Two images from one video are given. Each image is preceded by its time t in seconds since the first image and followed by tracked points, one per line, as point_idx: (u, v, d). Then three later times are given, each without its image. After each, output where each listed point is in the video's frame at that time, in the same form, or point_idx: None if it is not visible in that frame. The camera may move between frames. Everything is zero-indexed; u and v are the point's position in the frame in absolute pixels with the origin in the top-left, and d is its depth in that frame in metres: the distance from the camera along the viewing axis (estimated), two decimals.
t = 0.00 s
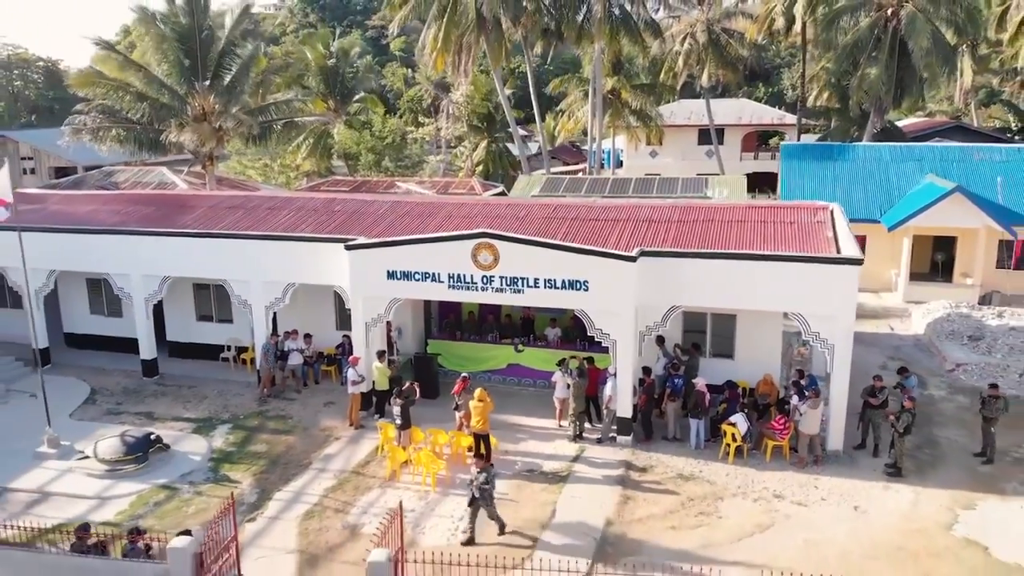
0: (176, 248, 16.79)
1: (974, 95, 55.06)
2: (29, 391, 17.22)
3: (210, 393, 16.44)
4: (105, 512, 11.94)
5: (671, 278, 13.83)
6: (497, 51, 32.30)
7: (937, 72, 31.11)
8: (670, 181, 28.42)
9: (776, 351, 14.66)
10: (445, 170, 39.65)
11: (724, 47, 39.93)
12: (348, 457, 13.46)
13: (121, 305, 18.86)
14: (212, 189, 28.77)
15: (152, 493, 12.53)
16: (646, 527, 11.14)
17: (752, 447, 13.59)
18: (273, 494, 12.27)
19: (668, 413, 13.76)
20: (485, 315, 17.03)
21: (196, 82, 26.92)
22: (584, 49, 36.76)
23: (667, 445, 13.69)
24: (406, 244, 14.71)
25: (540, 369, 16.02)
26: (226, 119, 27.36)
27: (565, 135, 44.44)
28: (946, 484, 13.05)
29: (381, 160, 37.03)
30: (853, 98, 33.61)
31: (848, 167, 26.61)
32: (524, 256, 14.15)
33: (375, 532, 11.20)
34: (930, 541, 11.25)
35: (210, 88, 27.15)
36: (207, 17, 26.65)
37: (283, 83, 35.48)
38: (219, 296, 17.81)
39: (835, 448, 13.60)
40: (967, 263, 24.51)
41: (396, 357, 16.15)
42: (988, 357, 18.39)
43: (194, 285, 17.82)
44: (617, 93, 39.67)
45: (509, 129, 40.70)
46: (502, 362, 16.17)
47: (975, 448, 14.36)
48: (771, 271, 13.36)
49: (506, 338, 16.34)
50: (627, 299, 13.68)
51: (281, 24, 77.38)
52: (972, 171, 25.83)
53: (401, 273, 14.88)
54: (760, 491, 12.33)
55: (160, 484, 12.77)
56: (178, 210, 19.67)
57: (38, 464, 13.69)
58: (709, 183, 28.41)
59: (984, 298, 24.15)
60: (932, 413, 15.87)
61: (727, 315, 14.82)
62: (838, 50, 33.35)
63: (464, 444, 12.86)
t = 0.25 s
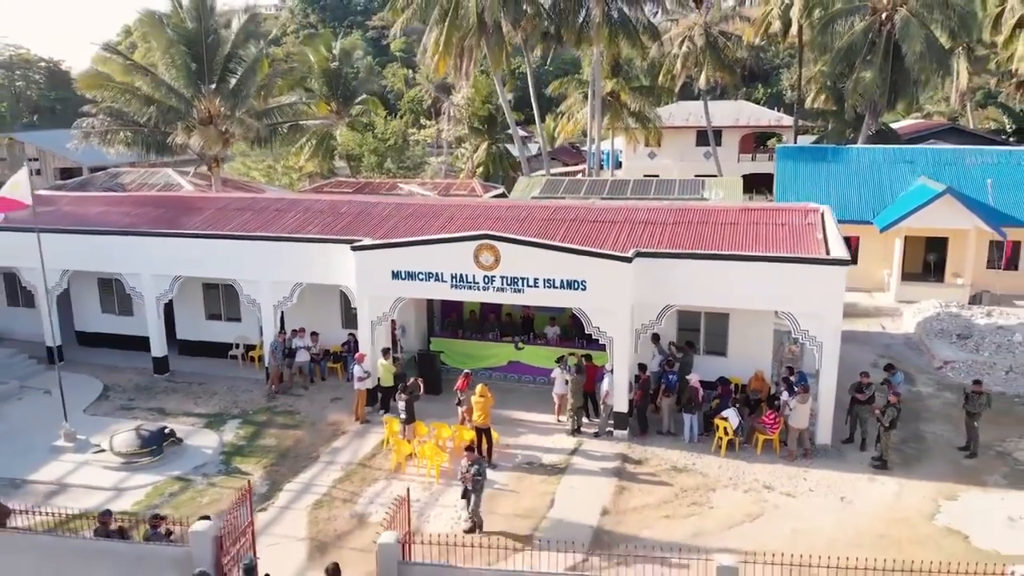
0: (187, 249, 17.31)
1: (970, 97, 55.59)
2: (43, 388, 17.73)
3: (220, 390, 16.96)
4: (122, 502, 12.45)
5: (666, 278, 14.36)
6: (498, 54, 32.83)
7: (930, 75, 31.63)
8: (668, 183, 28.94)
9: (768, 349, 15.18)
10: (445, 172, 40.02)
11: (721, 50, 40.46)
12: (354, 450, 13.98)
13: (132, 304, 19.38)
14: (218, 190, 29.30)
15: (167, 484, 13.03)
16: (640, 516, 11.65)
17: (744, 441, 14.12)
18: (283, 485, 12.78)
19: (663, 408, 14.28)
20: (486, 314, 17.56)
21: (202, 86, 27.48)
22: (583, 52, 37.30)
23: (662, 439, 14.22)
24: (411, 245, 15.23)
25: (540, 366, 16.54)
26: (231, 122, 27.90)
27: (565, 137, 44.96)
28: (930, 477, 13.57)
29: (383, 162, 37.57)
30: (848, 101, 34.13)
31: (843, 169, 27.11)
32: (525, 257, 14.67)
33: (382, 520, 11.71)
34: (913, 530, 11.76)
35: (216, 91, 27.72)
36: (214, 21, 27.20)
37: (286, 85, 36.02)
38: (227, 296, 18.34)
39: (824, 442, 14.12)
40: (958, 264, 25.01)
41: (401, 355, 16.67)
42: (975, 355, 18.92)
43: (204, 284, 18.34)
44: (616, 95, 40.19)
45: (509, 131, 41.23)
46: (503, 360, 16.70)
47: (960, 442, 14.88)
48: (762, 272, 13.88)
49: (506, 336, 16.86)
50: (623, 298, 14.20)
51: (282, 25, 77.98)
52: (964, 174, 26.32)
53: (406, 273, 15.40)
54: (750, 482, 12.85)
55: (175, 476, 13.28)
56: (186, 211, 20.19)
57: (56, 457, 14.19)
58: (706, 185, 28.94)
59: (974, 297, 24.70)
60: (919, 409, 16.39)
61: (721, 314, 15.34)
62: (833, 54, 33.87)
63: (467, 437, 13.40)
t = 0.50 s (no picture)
0: (196, 250, 17.86)
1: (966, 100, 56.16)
2: (57, 385, 18.26)
3: (229, 387, 17.51)
4: (138, 493, 12.98)
5: (660, 279, 14.92)
6: (498, 58, 33.39)
7: (923, 79, 32.18)
8: (665, 185, 29.49)
9: (758, 346, 15.74)
10: (446, 174, 40.54)
11: (718, 53, 41.01)
12: (360, 444, 14.56)
13: (142, 304, 19.92)
14: (223, 192, 29.83)
15: (181, 476, 13.57)
16: (634, 506, 12.20)
17: (735, 435, 14.67)
18: (292, 477, 13.34)
19: (656, 403, 14.86)
20: (486, 313, 18.13)
21: (208, 90, 28.05)
22: (582, 55, 37.84)
23: (656, 433, 14.79)
24: (414, 246, 15.79)
25: (538, 364, 17.13)
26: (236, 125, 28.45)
27: (565, 138, 45.51)
28: (914, 469, 14.12)
29: (385, 164, 38.13)
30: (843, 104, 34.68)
31: (835, 171, 27.67)
32: (524, 258, 15.23)
33: (388, 510, 12.26)
34: (895, 519, 12.30)
35: (222, 95, 28.28)
36: (219, 26, 27.86)
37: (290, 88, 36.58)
38: (235, 295, 18.91)
39: (812, 437, 14.67)
40: (948, 264, 25.59)
41: (404, 353, 17.23)
42: (962, 353, 19.48)
43: (213, 284, 18.91)
44: (615, 97, 40.72)
45: (509, 133, 41.78)
46: (503, 357, 17.28)
47: (943, 437, 15.44)
48: (753, 273, 14.44)
49: (506, 335, 17.44)
50: (619, 298, 14.75)
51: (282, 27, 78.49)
52: (954, 175, 26.91)
53: (410, 274, 15.96)
54: (740, 475, 13.40)
55: (188, 468, 13.82)
56: (194, 212, 20.73)
57: (72, 451, 14.73)
58: (701, 187, 29.50)
59: (964, 297, 25.25)
60: (906, 404, 16.94)
61: (713, 313, 15.90)
62: (828, 58, 34.45)
63: (468, 431, 13.96)
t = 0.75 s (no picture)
0: (206, 250, 18.45)
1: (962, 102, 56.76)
2: (71, 381, 18.84)
3: (238, 383, 18.10)
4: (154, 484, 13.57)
5: (654, 279, 15.51)
6: (498, 63, 34.01)
7: (916, 83, 32.82)
8: (662, 187, 30.08)
9: (749, 344, 16.34)
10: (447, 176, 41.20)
11: (716, 55, 41.60)
12: (366, 438, 15.15)
13: (153, 303, 20.52)
14: (228, 194, 30.45)
15: (194, 467, 14.16)
16: (628, 496, 12.79)
17: (726, 429, 15.27)
18: (302, 469, 13.93)
19: (651, 399, 15.46)
20: (487, 312, 18.72)
21: (214, 93, 28.65)
22: (581, 58, 38.44)
23: (650, 427, 15.39)
24: (417, 247, 16.38)
25: (537, 361, 17.73)
26: (241, 127, 29.07)
27: (564, 140, 46.12)
28: (897, 462, 14.71)
29: (387, 165, 38.74)
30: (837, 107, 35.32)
31: (828, 173, 28.27)
32: (523, 259, 15.83)
33: (393, 499, 12.85)
34: (877, 508, 12.89)
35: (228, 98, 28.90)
36: (224, 31, 28.49)
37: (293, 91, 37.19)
38: (243, 295, 19.50)
39: (799, 431, 15.26)
40: (939, 264, 26.19)
41: (407, 350, 17.83)
42: (949, 351, 20.07)
43: (222, 284, 19.50)
44: (613, 99, 41.32)
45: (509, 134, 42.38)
46: (503, 355, 17.88)
47: (927, 431, 16.03)
48: (743, 273, 15.03)
49: (506, 333, 18.04)
50: (615, 297, 15.35)
51: (283, 28, 79.15)
52: (944, 178, 27.50)
53: (413, 274, 16.56)
54: (730, 466, 13.99)
55: (201, 461, 14.41)
56: (203, 214, 21.32)
57: (89, 444, 15.31)
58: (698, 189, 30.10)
59: (954, 297, 25.85)
60: (892, 400, 17.53)
61: (705, 312, 16.49)
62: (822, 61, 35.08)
63: (470, 425, 14.56)
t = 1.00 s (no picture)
0: (216, 250, 19.07)
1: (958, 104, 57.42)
2: (84, 376, 19.46)
3: (247, 378, 18.75)
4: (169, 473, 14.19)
5: (648, 277, 16.15)
6: (498, 66, 34.66)
7: (908, 85, 33.55)
8: (659, 188, 30.71)
9: (740, 340, 16.97)
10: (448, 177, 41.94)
11: (713, 58, 42.22)
12: (372, 430, 15.78)
13: (163, 301, 21.15)
14: (233, 195, 31.11)
15: (208, 457, 14.78)
16: (622, 484, 13.41)
17: (717, 422, 15.90)
18: (311, 459, 14.56)
19: (645, 392, 16.10)
20: (488, 310, 19.36)
21: (220, 97, 29.30)
22: (580, 61, 39.07)
23: (645, 420, 16.03)
24: (421, 248, 17.02)
25: (536, 357, 18.36)
26: (247, 129, 29.71)
27: (563, 141, 46.79)
28: (881, 453, 15.33)
29: (389, 167, 39.45)
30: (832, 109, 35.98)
31: (821, 175, 28.91)
32: (523, 258, 16.46)
33: (399, 487, 13.48)
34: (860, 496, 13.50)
35: (234, 102, 29.55)
36: (230, 35, 29.03)
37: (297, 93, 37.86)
38: (252, 293, 20.14)
39: (788, 423, 15.89)
40: (929, 264, 26.81)
41: (411, 346, 18.46)
42: (936, 348, 20.71)
43: (231, 283, 20.14)
44: (611, 101, 41.95)
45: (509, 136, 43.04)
46: (503, 351, 18.51)
47: (911, 424, 16.66)
48: (733, 272, 15.67)
49: (506, 330, 18.67)
50: (611, 295, 15.98)
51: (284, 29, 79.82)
52: (935, 179, 28.13)
53: (417, 273, 17.20)
54: (721, 457, 14.61)
55: (214, 451, 15.03)
56: (212, 214, 21.94)
57: (105, 436, 15.93)
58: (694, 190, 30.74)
59: (943, 296, 26.47)
60: (879, 395, 18.17)
61: (698, 309, 17.13)
62: (817, 65, 35.78)
63: (471, 418, 15.20)
